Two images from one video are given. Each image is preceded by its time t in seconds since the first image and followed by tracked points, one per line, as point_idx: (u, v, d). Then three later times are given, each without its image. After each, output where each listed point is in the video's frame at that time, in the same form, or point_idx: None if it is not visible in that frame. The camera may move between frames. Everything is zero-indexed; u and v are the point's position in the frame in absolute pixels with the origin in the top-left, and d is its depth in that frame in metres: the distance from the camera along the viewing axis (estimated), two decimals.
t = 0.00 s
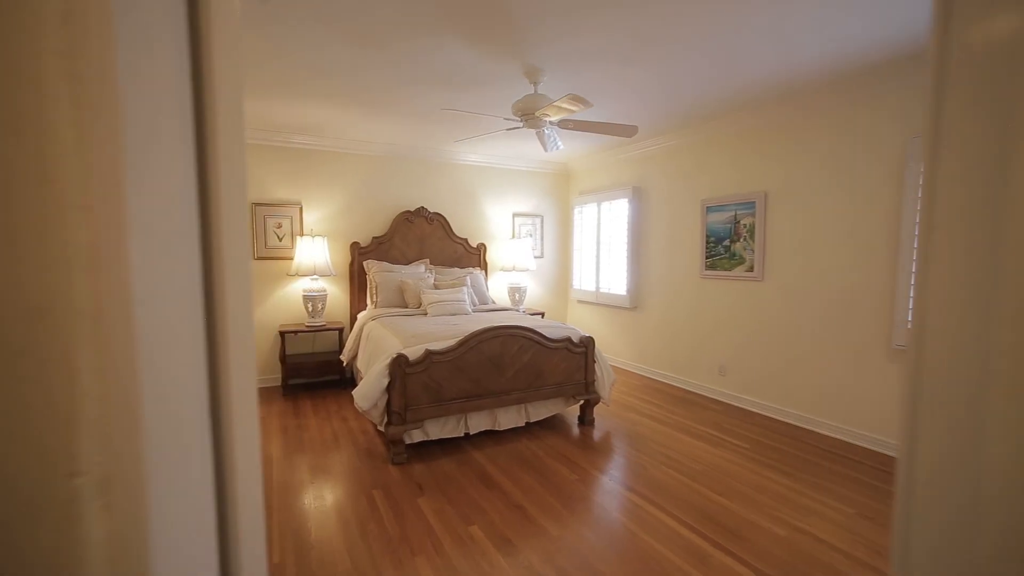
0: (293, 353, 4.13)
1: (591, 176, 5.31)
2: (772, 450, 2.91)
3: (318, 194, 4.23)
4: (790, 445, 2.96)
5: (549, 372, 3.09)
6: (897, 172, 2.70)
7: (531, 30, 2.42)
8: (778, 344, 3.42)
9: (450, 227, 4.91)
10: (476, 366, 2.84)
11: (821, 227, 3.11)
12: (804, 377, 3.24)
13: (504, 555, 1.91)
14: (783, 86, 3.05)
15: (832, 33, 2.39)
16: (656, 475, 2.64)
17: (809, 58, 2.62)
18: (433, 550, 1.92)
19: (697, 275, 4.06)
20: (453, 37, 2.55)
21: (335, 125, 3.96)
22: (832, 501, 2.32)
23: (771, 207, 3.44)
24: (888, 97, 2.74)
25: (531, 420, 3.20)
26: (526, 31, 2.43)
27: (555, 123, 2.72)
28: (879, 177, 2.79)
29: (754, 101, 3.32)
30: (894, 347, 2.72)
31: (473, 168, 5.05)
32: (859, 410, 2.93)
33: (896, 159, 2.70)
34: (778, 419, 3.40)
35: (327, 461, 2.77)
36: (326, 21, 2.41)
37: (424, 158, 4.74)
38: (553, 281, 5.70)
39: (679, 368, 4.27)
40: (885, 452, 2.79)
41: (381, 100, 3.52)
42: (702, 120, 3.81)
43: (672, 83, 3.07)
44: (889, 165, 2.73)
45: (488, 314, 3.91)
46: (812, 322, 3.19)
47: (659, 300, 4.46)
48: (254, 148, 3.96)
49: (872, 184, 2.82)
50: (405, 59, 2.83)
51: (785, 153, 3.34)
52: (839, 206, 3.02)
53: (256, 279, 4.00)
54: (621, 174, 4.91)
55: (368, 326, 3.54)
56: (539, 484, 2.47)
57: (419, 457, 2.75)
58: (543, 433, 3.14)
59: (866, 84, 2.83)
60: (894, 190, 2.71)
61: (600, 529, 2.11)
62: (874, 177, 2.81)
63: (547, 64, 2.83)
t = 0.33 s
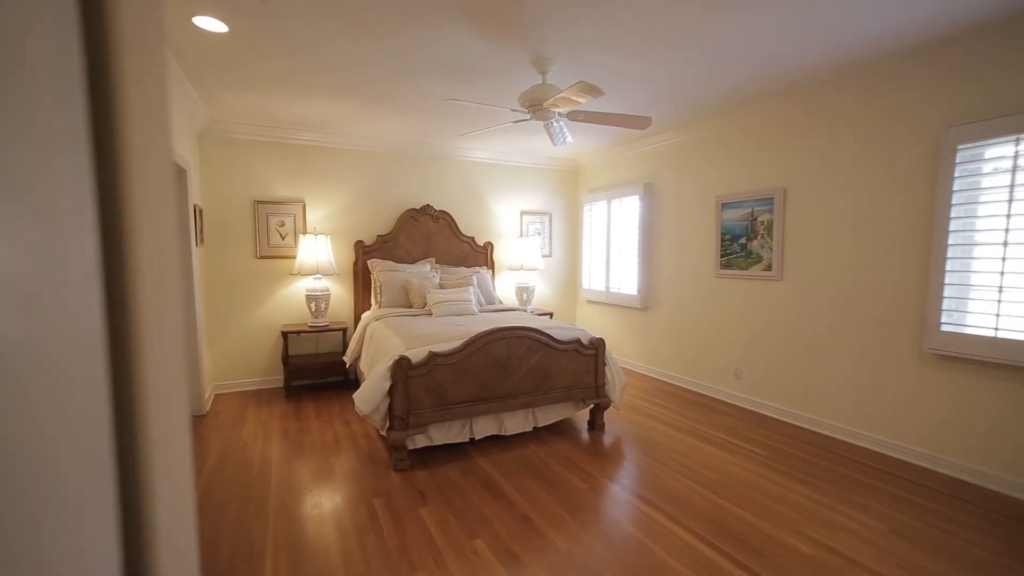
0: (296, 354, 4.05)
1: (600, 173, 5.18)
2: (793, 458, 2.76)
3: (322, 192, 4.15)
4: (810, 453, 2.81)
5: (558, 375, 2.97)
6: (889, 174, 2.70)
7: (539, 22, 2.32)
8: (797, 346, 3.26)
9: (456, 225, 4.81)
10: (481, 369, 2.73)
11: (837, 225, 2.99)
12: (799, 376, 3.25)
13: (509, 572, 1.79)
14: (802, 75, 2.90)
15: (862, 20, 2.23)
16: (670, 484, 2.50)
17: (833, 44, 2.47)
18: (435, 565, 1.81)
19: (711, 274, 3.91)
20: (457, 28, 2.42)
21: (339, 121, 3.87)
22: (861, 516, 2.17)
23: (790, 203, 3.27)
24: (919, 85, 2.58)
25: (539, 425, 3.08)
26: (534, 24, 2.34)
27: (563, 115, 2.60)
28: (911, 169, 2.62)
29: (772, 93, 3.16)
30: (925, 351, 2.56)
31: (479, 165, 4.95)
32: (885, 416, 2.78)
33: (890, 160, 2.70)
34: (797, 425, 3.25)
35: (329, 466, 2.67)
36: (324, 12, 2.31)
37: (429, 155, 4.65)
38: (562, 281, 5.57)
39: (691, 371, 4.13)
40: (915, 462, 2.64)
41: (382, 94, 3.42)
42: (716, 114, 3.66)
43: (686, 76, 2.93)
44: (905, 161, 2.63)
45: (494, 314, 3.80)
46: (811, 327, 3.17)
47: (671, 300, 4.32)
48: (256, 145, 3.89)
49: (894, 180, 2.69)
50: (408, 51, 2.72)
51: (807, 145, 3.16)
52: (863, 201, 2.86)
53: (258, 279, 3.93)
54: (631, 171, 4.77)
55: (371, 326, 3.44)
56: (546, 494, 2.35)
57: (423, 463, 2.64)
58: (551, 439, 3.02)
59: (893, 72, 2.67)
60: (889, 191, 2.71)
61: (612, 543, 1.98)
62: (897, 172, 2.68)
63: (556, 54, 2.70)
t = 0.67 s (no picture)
0: (299, 354, 3.97)
1: (611, 169, 5.05)
2: (817, 468, 2.62)
3: (326, 189, 4.08)
4: (834, 463, 2.67)
5: (566, 377, 2.86)
6: (891, 174, 2.70)
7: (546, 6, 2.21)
8: (818, 349, 3.11)
9: (463, 223, 4.71)
10: (487, 371, 2.62)
11: (861, 221, 2.84)
12: (800, 376, 3.24)
13: None
14: (825, 64, 2.75)
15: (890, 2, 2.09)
16: (685, 494, 2.37)
17: (861, 28, 2.32)
18: None
19: (726, 273, 3.77)
20: (460, 13, 2.32)
21: (343, 116, 3.79)
22: (892, 531, 2.03)
23: (811, 198, 3.12)
24: (954, 70, 2.42)
25: (546, 430, 2.97)
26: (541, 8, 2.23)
27: (574, 105, 2.48)
28: (946, 161, 2.47)
29: (792, 83, 3.02)
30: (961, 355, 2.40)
31: (487, 162, 4.85)
32: (916, 425, 2.63)
33: (890, 160, 2.71)
34: (819, 431, 3.10)
35: (330, 471, 2.58)
36: None
37: (436, 152, 4.56)
38: (571, 280, 5.45)
39: (705, 374, 3.99)
40: (948, 472, 2.49)
41: (387, 86, 3.32)
42: (733, 106, 3.52)
43: (702, 65, 2.79)
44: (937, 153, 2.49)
45: (501, 314, 3.69)
46: (810, 327, 3.17)
47: (684, 300, 4.18)
48: (258, 141, 3.82)
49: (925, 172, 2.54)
50: (412, 39, 2.61)
51: (829, 138, 3.02)
52: (889, 196, 2.71)
53: (260, 278, 3.86)
54: (644, 167, 4.64)
55: (374, 327, 3.35)
56: (554, 503, 2.24)
57: (425, 470, 2.54)
58: (559, 444, 2.90)
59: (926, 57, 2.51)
60: (891, 190, 2.71)
61: (624, 558, 1.86)
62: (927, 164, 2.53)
63: (565, 43, 2.59)
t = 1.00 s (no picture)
0: (301, 354, 3.89)
1: (621, 165, 4.92)
2: (842, 477, 2.47)
3: (328, 185, 3.99)
4: (859, 472, 2.51)
5: (575, 379, 2.73)
6: (910, 168, 2.58)
7: None
8: (840, 350, 2.95)
9: (468, 220, 4.60)
10: (491, 373, 2.51)
11: (888, 215, 2.69)
12: (822, 380, 3.07)
13: None
14: (848, 50, 2.61)
15: None
16: (700, 503, 2.23)
17: (889, 9, 2.18)
18: None
19: (742, 271, 3.62)
20: None
21: (346, 109, 3.71)
22: (927, 549, 1.88)
23: (832, 192, 2.96)
24: (990, 52, 2.26)
25: (554, 434, 2.85)
26: None
27: (582, 92, 2.36)
28: (980, 151, 2.31)
29: (811, 72, 2.87)
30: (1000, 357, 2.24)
31: (493, 158, 4.74)
32: (949, 432, 2.46)
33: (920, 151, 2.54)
34: (841, 437, 2.94)
35: (327, 475, 2.48)
36: None
37: (441, 147, 4.46)
38: (579, 279, 5.32)
39: (719, 375, 3.84)
40: (984, 484, 2.33)
41: (389, 77, 3.22)
42: (749, 97, 3.37)
43: (718, 52, 2.66)
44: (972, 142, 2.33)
45: (507, 313, 3.58)
46: (833, 327, 3.00)
47: (697, 299, 4.04)
48: (260, 136, 3.75)
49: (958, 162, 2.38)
50: (412, 27, 2.50)
51: (853, 128, 2.85)
52: (917, 188, 2.55)
53: (261, 276, 3.78)
54: (655, 162, 4.49)
55: (376, 326, 3.25)
56: (561, 513, 2.12)
57: (427, 475, 2.43)
58: (567, 449, 2.78)
59: (957, 39, 2.36)
60: (903, 187, 2.61)
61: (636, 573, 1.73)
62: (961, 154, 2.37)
63: (572, 30, 2.46)
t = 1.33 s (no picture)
0: (306, 354, 3.81)
1: (635, 160, 4.76)
2: (876, 491, 2.28)
3: (334, 182, 3.91)
4: (894, 485, 2.33)
5: (586, 383, 2.60)
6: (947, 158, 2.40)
7: None
8: (870, 354, 2.77)
9: (477, 217, 4.49)
10: (498, 376, 2.38)
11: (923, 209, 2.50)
12: (850, 385, 2.89)
13: None
14: (879, 33, 2.43)
15: None
16: (721, 517, 2.08)
17: None
18: None
19: (763, 270, 3.44)
20: None
21: (352, 104, 3.62)
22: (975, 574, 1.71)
23: (862, 186, 2.78)
24: None
25: (564, 440, 2.71)
26: None
27: (595, 78, 2.23)
28: None
29: (837, 58, 2.70)
30: None
31: (503, 154, 4.63)
32: (994, 444, 2.26)
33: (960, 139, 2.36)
34: (871, 447, 2.75)
35: (328, 482, 2.38)
36: None
37: (450, 143, 4.36)
38: (591, 279, 5.18)
39: (738, 379, 3.68)
40: None
41: (392, 68, 3.11)
42: (770, 86, 3.20)
43: (737, 37, 2.50)
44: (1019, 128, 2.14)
45: (516, 314, 3.45)
46: (862, 330, 2.82)
47: (715, 298, 3.87)
48: (264, 133, 3.69)
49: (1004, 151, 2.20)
50: (415, 12, 2.39)
51: (884, 117, 2.67)
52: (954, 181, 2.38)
53: (265, 275, 3.71)
54: (670, 156, 4.33)
55: (380, 327, 3.15)
56: (572, 526, 1.98)
57: (431, 483, 2.31)
58: (578, 456, 2.65)
59: (1000, 16, 2.16)
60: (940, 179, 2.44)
61: None
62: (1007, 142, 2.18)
63: (583, 14, 2.33)
